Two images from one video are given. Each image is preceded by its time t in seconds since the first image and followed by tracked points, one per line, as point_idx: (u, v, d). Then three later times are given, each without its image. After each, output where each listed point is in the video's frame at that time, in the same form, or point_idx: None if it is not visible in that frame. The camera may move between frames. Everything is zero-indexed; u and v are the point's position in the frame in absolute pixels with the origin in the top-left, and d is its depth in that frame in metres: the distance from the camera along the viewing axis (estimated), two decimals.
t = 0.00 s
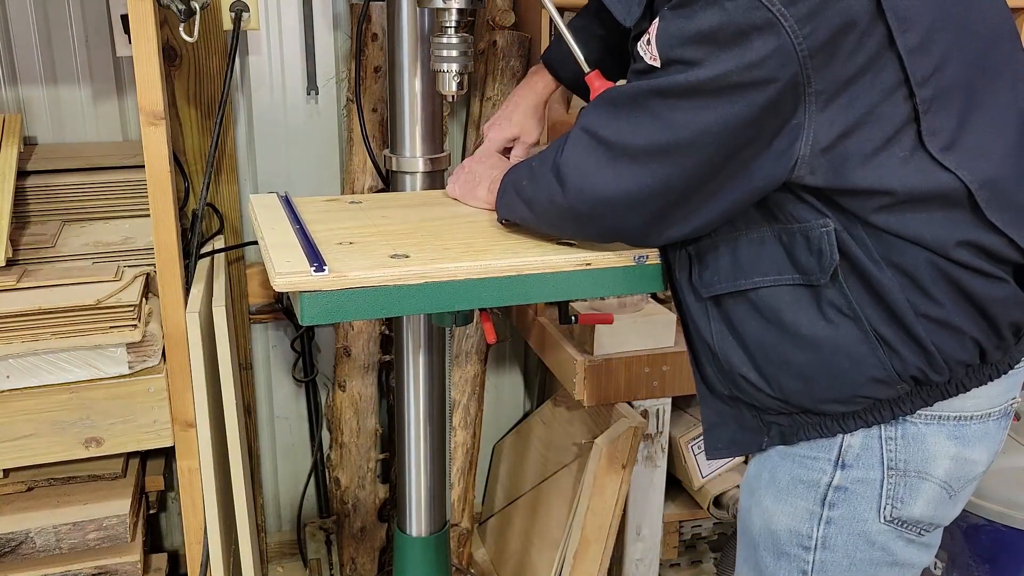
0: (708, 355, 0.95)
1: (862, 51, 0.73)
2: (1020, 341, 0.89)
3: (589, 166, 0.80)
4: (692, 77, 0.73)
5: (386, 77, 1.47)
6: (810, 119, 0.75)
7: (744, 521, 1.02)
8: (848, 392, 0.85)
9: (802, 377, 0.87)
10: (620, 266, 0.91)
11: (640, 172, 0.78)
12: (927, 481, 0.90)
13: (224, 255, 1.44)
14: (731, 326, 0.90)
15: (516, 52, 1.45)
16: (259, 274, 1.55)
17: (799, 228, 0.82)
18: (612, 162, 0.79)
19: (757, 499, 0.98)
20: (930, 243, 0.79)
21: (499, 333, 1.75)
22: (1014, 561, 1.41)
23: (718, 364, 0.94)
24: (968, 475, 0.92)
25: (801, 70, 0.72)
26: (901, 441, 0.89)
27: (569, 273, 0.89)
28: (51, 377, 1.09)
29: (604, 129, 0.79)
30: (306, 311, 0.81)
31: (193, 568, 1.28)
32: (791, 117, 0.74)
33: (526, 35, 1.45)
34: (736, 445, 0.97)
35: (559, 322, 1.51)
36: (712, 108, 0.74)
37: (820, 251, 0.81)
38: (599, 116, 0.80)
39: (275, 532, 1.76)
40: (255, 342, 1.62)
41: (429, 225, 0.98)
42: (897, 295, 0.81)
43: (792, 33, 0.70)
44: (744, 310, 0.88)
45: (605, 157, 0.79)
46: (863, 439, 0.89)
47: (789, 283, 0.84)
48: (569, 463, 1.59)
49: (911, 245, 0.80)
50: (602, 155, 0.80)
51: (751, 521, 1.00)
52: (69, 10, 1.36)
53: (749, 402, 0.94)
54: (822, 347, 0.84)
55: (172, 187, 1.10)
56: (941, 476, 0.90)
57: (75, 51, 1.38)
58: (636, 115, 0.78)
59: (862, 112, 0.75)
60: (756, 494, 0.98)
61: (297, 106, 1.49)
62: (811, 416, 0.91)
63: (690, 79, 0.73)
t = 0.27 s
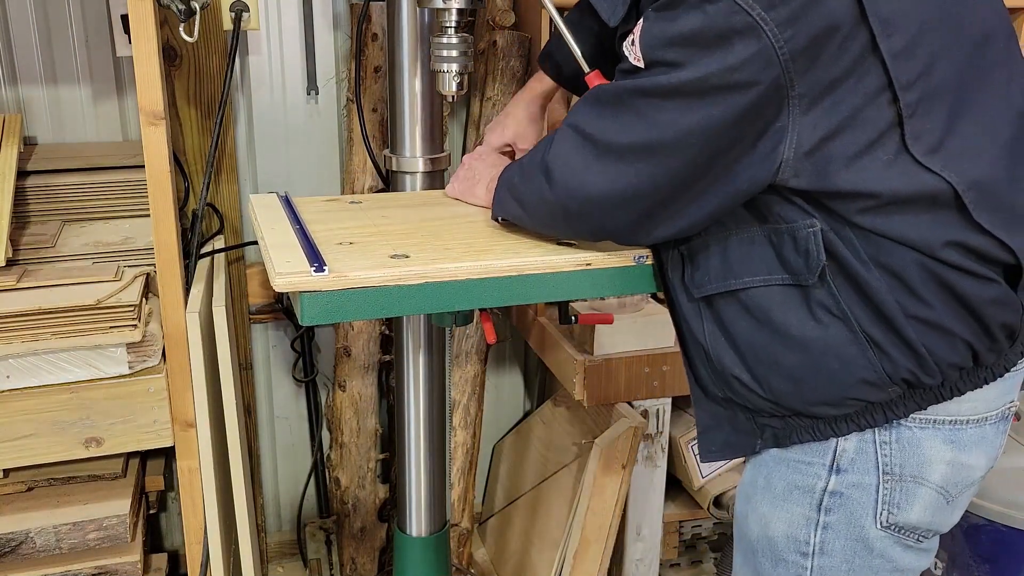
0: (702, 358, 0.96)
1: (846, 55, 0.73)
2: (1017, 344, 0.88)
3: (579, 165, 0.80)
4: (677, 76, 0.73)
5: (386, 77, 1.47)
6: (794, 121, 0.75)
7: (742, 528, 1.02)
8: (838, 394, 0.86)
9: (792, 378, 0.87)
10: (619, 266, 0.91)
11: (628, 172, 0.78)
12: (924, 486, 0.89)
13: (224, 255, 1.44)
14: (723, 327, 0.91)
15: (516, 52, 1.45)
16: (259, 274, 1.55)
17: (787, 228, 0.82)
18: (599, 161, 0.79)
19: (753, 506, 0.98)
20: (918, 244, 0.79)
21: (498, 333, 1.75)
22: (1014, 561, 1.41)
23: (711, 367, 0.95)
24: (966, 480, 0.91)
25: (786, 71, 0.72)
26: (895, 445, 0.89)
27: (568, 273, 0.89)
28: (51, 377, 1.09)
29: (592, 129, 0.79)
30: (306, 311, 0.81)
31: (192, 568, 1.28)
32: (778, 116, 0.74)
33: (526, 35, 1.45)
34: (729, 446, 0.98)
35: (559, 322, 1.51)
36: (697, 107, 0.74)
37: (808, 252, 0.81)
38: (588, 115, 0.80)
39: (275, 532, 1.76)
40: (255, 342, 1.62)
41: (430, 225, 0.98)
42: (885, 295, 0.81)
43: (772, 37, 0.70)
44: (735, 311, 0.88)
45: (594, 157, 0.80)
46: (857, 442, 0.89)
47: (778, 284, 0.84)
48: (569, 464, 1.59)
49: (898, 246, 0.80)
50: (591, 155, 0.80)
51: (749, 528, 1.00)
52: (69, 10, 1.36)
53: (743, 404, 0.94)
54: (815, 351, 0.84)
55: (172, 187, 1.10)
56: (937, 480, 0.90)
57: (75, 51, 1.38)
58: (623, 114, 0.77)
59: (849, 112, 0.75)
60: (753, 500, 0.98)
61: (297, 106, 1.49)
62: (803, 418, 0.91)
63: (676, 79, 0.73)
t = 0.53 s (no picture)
0: (695, 358, 0.96)
1: (838, 51, 0.73)
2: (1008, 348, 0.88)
3: (572, 162, 0.81)
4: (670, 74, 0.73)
5: (386, 77, 1.47)
6: (787, 119, 0.75)
7: (734, 528, 1.02)
8: (829, 394, 0.86)
9: (784, 377, 0.87)
10: (619, 266, 0.91)
11: (621, 169, 0.78)
12: (915, 488, 0.89)
13: (224, 255, 1.44)
14: (716, 326, 0.90)
15: (516, 52, 1.45)
16: (259, 274, 1.55)
17: (780, 227, 0.82)
18: (593, 158, 0.80)
19: (745, 505, 0.98)
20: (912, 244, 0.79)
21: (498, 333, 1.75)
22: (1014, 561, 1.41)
23: (705, 367, 0.95)
24: (957, 483, 0.91)
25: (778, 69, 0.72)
26: (887, 446, 0.89)
27: (568, 273, 0.89)
28: (52, 377, 1.09)
29: (586, 126, 0.79)
30: (306, 311, 0.81)
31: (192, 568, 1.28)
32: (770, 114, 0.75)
33: (526, 35, 1.45)
34: (723, 447, 0.98)
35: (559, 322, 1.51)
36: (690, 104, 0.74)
37: (800, 251, 0.81)
38: (583, 113, 0.80)
39: (275, 532, 1.76)
40: (255, 342, 1.62)
41: (429, 225, 0.98)
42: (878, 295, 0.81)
43: (766, 32, 0.70)
44: (727, 311, 0.88)
45: (587, 153, 0.80)
46: (848, 442, 0.90)
47: (771, 282, 0.84)
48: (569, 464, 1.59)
49: (890, 246, 0.80)
50: (585, 152, 0.80)
51: (741, 528, 1.00)
52: (69, 10, 1.36)
53: (736, 405, 0.95)
54: (806, 350, 0.84)
55: (172, 187, 1.10)
56: (929, 482, 0.89)
57: (75, 51, 1.38)
58: (616, 112, 0.78)
59: (843, 109, 0.75)
60: (745, 500, 0.99)
61: (297, 106, 1.49)
62: (795, 419, 0.91)
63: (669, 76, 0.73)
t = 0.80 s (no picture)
0: (697, 359, 0.96)
1: (838, 50, 0.73)
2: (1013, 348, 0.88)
3: (571, 160, 0.80)
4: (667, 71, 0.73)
5: (386, 77, 1.47)
6: (787, 117, 0.74)
7: (737, 531, 1.02)
8: (831, 394, 0.86)
9: (785, 377, 0.87)
10: (619, 265, 0.91)
11: (621, 168, 0.78)
12: (918, 489, 0.89)
13: (224, 255, 1.44)
14: (718, 326, 0.90)
15: (516, 52, 1.45)
16: (259, 273, 1.55)
17: (781, 226, 0.82)
18: (592, 156, 0.80)
19: (748, 508, 0.98)
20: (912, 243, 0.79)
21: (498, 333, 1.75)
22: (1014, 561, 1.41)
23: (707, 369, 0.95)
24: (962, 485, 0.91)
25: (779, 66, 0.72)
26: (890, 448, 0.88)
27: (568, 273, 0.89)
28: (51, 377, 1.09)
29: (585, 125, 0.79)
30: (306, 311, 0.81)
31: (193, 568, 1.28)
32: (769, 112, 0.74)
33: (526, 35, 1.45)
34: (725, 449, 0.99)
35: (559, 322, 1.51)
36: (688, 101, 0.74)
37: (801, 249, 0.81)
38: (581, 111, 0.80)
39: (275, 532, 1.76)
40: (256, 342, 1.62)
41: (429, 225, 0.98)
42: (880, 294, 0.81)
43: (763, 30, 0.70)
44: (729, 312, 0.88)
45: (586, 151, 0.80)
46: (850, 443, 0.89)
47: (773, 281, 0.84)
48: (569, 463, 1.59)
49: (893, 245, 0.80)
50: (584, 151, 0.80)
51: (744, 530, 1.00)
52: (69, 10, 1.36)
53: (740, 407, 0.95)
54: (808, 350, 0.84)
55: (172, 187, 1.10)
56: (932, 484, 0.89)
57: (75, 51, 1.38)
58: (615, 110, 0.78)
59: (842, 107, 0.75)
60: (748, 503, 0.98)
61: (297, 106, 1.49)
62: (798, 420, 0.91)
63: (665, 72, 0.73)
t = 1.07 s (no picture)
0: (699, 358, 0.96)
1: (839, 50, 0.73)
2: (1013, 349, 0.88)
3: (574, 158, 0.81)
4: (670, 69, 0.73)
5: (386, 77, 1.47)
6: (788, 116, 0.74)
7: (738, 531, 1.02)
8: (833, 394, 0.85)
9: (788, 378, 0.87)
10: (620, 265, 0.91)
11: (623, 166, 0.78)
12: (920, 489, 0.89)
13: (223, 255, 1.44)
14: (719, 326, 0.90)
15: (516, 52, 1.45)
16: (259, 273, 1.55)
17: (783, 225, 0.82)
18: (595, 155, 0.80)
19: (750, 509, 0.98)
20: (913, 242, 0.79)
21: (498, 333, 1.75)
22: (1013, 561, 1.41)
23: (709, 369, 0.94)
24: (962, 484, 0.91)
25: (781, 66, 0.72)
26: (892, 448, 0.88)
27: (569, 273, 0.89)
28: (51, 378, 1.09)
29: (588, 123, 0.79)
30: (307, 311, 0.81)
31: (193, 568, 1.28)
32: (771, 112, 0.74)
33: (526, 35, 1.45)
34: (725, 448, 0.98)
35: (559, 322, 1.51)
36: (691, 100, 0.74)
37: (803, 249, 0.81)
38: (584, 111, 0.80)
39: (275, 532, 1.76)
40: (255, 342, 1.62)
41: (429, 225, 0.98)
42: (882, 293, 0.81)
43: (766, 28, 0.70)
44: (731, 312, 0.88)
45: (589, 150, 0.80)
46: (852, 442, 0.89)
47: (775, 281, 0.84)
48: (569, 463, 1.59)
49: (895, 245, 0.80)
50: (586, 149, 0.80)
51: (745, 531, 1.00)
52: (69, 9, 1.36)
53: (742, 407, 0.94)
54: (810, 350, 0.84)
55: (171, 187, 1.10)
56: (934, 483, 0.89)
57: (75, 50, 1.38)
58: (617, 110, 0.78)
59: (844, 107, 0.75)
60: (749, 503, 0.99)
61: (297, 106, 1.49)
62: (799, 420, 0.91)
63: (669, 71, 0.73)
